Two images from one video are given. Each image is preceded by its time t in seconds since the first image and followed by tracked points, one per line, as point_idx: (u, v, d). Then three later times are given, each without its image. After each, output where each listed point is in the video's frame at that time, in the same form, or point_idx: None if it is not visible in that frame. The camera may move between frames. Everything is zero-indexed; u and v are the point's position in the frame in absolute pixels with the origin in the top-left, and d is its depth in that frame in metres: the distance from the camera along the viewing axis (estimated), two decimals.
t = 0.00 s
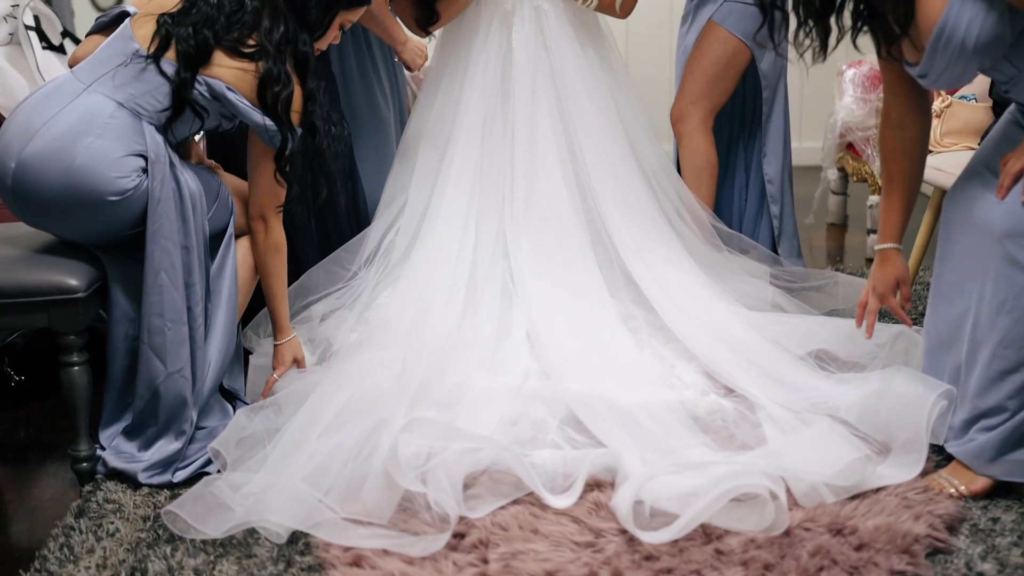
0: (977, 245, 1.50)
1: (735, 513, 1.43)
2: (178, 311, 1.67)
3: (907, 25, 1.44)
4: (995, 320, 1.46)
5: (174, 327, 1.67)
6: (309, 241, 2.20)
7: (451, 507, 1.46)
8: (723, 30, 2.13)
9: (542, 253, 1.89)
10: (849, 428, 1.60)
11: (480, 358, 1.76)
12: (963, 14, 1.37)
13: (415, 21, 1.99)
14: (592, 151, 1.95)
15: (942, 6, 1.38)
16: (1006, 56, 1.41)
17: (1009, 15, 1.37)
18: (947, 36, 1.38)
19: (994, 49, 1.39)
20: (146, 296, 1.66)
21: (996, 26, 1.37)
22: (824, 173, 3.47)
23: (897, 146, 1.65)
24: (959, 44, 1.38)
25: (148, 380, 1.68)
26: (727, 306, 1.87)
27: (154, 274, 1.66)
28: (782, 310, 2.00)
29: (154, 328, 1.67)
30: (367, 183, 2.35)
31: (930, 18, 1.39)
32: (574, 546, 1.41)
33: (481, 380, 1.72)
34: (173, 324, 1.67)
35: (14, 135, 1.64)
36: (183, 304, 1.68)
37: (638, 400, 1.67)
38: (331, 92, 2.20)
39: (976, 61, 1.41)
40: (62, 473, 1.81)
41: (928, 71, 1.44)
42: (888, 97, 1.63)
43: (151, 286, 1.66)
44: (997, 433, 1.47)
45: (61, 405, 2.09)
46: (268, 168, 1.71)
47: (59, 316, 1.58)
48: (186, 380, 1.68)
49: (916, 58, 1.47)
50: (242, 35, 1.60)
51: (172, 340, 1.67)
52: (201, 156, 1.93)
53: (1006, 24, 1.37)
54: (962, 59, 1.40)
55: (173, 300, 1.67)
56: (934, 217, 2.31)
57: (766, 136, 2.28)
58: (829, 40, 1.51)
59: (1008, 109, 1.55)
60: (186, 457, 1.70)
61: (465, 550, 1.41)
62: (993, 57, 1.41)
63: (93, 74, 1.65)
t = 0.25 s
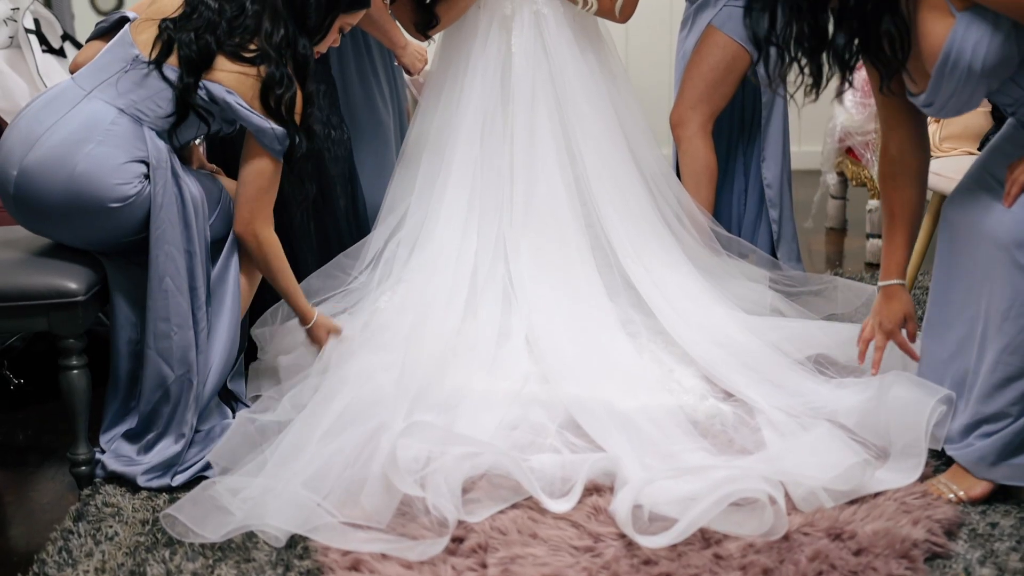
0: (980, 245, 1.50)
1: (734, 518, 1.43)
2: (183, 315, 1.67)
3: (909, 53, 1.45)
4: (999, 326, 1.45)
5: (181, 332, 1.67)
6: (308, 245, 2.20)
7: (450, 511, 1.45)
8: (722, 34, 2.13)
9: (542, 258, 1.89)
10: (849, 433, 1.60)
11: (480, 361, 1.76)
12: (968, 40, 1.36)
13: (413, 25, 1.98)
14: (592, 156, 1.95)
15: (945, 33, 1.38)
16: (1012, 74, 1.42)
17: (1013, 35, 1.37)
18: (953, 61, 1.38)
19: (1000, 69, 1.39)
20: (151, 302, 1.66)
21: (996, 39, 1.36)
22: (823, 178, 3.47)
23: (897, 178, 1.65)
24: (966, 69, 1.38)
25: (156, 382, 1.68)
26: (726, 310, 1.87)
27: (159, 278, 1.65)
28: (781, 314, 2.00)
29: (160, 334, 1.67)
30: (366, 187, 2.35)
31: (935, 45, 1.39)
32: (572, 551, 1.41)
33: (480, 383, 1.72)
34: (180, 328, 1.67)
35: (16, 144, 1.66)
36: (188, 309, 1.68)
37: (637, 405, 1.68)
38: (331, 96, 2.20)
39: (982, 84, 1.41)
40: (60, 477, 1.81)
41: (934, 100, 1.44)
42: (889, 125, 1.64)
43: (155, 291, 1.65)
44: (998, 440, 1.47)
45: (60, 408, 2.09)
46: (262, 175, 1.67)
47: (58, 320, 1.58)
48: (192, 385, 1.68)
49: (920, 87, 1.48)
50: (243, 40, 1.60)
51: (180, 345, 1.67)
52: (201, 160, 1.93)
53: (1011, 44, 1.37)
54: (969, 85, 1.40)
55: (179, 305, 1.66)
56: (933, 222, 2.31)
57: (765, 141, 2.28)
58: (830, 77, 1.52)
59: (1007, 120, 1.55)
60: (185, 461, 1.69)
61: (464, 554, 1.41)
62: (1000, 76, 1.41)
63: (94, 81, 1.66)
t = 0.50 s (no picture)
0: (980, 253, 1.50)
1: (733, 523, 1.43)
2: (186, 322, 1.67)
3: (908, 74, 1.45)
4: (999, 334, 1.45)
5: (184, 338, 1.67)
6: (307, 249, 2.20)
7: (449, 516, 1.45)
8: (722, 39, 2.13)
9: (541, 263, 1.89)
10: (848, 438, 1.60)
11: (479, 367, 1.76)
12: (973, 57, 1.36)
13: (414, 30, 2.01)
14: (591, 161, 1.96)
15: (949, 51, 1.38)
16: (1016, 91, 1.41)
17: (1017, 52, 1.38)
18: (958, 79, 1.38)
19: (1003, 87, 1.40)
20: (153, 308, 1.66)
21: (1000, 53, 1.37)
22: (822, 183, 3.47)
23: (897, 203, 1.64)
24: (971, 86, 1.38)
25: (162, 386, 1.69)
26: (725, 315, 1.88)
27: (161, 286, 1.65)
28: (780, 320, 2.00)
29: (163, 341, 1.67)
30: (365, 192, 2.35)
31: (938, 63, 1.39)
32: (571, 556, 1.41)
33: (479, 388, 1.72)
34: (182, 334, 1.67)
35: (17, 153, 1.66)
36: (191, 315, 1.68)
37: (636, 410, 1.68)
38: (331, 99, 2.20)
39: (985, 102, 1.41)
40: (59, 481, 1.81)
41: (937, 120, 1.45)
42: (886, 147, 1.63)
43: (157, 299, 1.66)
44: (997, 446, 1.46)
45: (59, 412, 2.08)
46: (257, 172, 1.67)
47: (58, 324, 1.57)
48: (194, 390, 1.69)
49: (921, 109, 1.48)
50: (243, 47, 1.60)
51: (181, 351, 1.67)
52: (200, 166, 1.93)
53: (1015, 60, 1.38)
54: (972, 105, 1.40)
55: (182, 312, 1.67)
56: (932, 227, 2.31)
57: (763, 146, 2.28)
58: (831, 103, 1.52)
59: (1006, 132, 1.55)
60: (184, 466, 1.68)
61: (463, 559, 1.41)
62: (1003, 94, 1.41)
63: (94, 89, 1.66)
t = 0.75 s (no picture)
0: (977, 260, 1.50)
1: (731, 530, 1.43)
2: (187, 329, 1.67)
3: (908, 82, 1.46)
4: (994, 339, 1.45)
5: (185, 346, 1.67)
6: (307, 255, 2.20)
7: (446, 522, 1.45)
8: (721, 45, 2.14)
9: (541, 270, 1.89)
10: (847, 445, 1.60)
11: (480, 373, 1.76)
12: (974, 66, 1.36)
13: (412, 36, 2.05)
14: (592, 167, 1.96)
15: (951, 60, 1.38)
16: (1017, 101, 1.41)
17: (1018, 62, 1.37)
18: (959, 88, 1.38)
19: (1004, 96, 1.40)
20: (154, 315, 1.66)
21: (1001, 63, 1.37)
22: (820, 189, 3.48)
23: (897, 207, 1.65)
24: (972, 94, 1.38)
25: (165, 393, 1.70)
26: (726, 320, 1.88)
27: (162, 294, 1.66)
28: (778, 325, 1.99)
29: (164, 349, 1.68)
30: (365, 197, 2.35)
31: (940, 72, 1.39)
32: (570, 562, 1.40)
33: (479, 395, 1.72)
34: (183, 342, 1.67)
35: (17, 163, 1.65)
36: (191, 324, 1.68)
37: (635, 416, 1.68)
38: (331, 105, 2.20)
39: (985, 112, 1.41)
40: (57, 486, 1.81)
41: (937, 128, 1.45)
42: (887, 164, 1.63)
43: (158, 307, 1.66)
44: (998, 454, 1.46)
45: (57, 417, 2.08)
46: (262, 174, 1.68)
47: (56, 329, 1.57)
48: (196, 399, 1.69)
49: (921, 117, 1.48)
50: (241, 54, 1.61)
51: (184, 360, 1.67)
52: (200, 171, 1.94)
53: (1016, 71, 1.38)
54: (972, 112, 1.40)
55: (183, 320, 1.67)
56: (931, 234, 2.31)
57: (762, 152, 2.28)
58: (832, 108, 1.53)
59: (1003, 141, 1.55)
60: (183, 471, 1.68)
61: (461, 565, 1.41)
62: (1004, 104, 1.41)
63: (94, 100, 1.67)
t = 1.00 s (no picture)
0: (973, 266, 1.49)
1: (729, 536, 1.43)
2: (187, 341, 1.67)
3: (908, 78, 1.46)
4: (991, 346, 1.45)
5: (186, 357, 1.67)
6: (306, 261, 2.20)
7: (445, 528, 1.45)
8: (720, 51, 2.14)
9: (541, 278, 1.89)
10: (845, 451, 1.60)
11: (481, 381, 1.76)
12: (972, 68, 1.35)
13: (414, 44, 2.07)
14: (591, 174, 1.96)
15: (949, 60, 1.37)
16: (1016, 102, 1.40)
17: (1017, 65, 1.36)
18: (957, 86, 1.37)
19: (1003, 97, 1.39)
20: (154, 326, 1.66)
21: (999, 66, 1.36)
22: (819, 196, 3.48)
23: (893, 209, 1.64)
24: (970, 94, 1.37)
25: (167, 403, 1.70)
26: (727, 325, 1.88)
27: (162, 306, 1.66)
28: (778, 332, 1.99)
29: (166, 360, 1.68)
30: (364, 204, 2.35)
31: (938, 71, 1.38)
32: (569, 569, 1.40)
33: (478, 401, 1.72)
34: (183, 354, 1.67)
35: (16, 172, 1.65)
36: (190, 335, 1.68)
37: (633, 422, 1.67)
38: (331, 111, 2.20)
39: (983, 111, 1.40)
40: (56, 492, 1.81)
41: (935, 124, 1.44)
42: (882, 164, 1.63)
43: (158, 319, 1.66)
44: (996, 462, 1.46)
45: (56, 422, 2.08)
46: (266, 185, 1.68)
47: (56, 335, 1.57)
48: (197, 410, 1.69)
49: (920, 111, 1.48)
50: (244, 71, 1.60)
51: (185, 371, 1.67)
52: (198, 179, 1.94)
53: (1015, 74, 1.37)
54: (970, 111, 1.40)
55: (182, 331, 1.67)
56: (930, 241, 2.31)
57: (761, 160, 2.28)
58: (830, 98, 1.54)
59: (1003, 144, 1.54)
60: (182, 478, 1.68)
61: (460, 571, 1.41)
62: (1002, 106, 1.40)
63: (92, 111, 1.66)
